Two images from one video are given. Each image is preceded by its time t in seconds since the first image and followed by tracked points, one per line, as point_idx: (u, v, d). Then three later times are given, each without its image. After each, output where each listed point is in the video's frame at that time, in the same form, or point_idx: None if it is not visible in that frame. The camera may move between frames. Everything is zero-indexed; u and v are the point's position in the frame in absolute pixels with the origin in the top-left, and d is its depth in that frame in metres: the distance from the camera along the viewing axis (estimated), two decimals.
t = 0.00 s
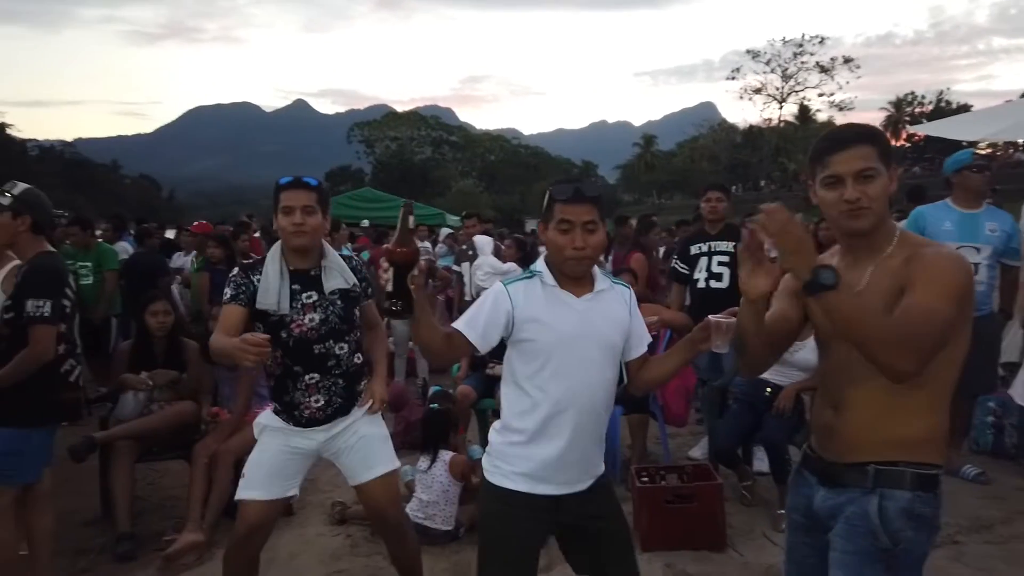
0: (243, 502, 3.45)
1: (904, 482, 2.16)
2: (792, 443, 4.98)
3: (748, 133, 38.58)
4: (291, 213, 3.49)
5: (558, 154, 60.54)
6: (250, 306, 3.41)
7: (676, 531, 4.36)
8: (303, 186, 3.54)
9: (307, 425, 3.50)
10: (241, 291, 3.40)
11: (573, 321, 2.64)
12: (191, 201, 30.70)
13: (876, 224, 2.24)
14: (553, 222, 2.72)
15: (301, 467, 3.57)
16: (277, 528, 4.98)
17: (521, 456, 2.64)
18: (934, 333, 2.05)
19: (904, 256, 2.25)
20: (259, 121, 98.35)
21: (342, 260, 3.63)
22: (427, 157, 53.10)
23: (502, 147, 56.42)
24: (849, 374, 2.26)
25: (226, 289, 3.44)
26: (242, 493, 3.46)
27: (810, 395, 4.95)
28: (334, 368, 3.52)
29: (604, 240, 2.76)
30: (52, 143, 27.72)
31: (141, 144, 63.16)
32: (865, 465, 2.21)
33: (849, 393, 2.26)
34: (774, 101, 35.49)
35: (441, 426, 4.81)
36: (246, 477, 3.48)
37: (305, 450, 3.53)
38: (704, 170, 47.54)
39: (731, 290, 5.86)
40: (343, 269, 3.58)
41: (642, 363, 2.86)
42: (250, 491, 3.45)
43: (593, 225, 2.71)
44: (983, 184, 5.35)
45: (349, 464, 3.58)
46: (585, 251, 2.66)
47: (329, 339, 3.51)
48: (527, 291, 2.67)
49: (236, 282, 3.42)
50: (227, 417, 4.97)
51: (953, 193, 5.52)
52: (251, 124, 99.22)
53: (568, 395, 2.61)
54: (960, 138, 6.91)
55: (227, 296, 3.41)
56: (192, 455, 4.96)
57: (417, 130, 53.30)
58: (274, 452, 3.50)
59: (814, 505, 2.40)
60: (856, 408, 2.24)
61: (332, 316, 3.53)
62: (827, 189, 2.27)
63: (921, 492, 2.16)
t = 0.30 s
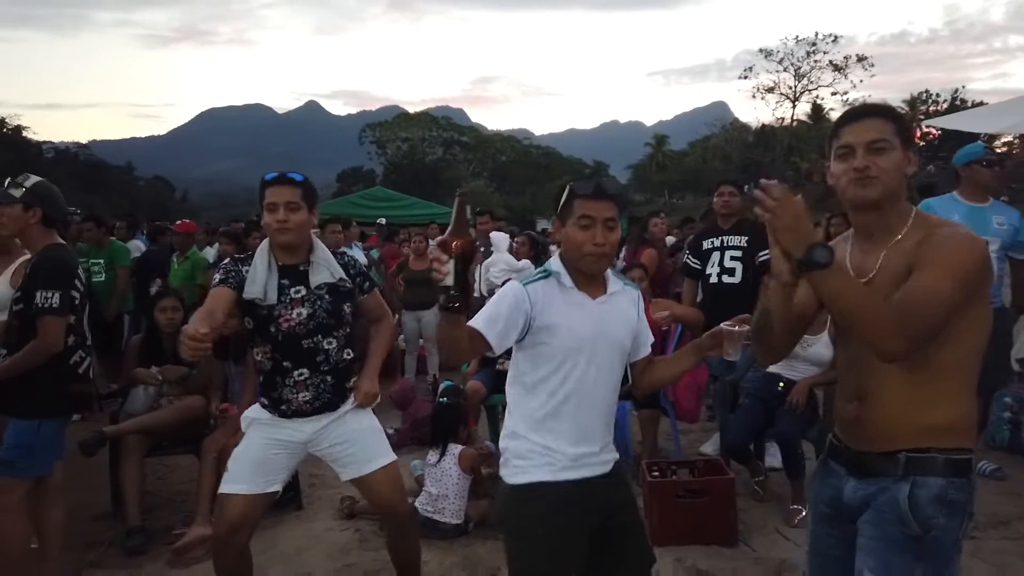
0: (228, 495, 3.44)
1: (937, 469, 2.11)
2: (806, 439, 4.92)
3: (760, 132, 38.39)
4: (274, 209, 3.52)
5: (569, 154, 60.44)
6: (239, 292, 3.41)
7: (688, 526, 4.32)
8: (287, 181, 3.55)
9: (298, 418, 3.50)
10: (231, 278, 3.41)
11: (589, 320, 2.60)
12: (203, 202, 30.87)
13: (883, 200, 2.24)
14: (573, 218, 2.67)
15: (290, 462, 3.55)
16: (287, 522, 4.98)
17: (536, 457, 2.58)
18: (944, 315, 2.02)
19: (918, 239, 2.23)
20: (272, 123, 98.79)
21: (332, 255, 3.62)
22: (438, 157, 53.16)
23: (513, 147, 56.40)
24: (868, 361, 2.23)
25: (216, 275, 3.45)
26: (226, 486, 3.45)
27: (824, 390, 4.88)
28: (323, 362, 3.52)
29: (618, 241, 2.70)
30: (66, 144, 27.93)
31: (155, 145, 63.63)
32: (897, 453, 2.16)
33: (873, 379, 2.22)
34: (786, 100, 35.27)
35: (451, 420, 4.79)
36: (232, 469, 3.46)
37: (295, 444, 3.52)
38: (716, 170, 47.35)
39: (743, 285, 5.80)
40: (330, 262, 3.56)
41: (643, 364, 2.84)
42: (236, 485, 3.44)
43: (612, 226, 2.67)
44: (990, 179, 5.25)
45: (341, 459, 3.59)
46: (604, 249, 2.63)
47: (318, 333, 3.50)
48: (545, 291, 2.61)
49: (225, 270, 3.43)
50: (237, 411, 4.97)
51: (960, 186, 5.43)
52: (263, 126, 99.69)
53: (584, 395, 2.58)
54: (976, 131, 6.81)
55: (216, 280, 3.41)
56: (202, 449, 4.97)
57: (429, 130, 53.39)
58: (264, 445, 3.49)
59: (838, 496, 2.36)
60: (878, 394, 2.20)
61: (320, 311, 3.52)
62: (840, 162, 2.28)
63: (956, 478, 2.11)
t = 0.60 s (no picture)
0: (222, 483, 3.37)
1: (944, 453, 2.05)
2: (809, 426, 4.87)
3: (764, 123, 38.22)
4: (271, 184, 3.47)
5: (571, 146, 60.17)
6: (240, 274, 3.38)
7: (690, 512, 4.28)
8: (283, 155, 3.50)
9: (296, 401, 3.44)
10: (233, 260, 3.39)
11: (610, 285, 2.55)
12: (205, 192, 30.83)
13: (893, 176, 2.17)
14: (596, 173, 2.59)
15: (286, 448, 3.49)
16: (286, 507, 4.94)
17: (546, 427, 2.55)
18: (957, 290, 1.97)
19: (940, 213, 2.15)
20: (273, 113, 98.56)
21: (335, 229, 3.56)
22: (440, 148, 53.03)
23: (516, 138, 56.23)
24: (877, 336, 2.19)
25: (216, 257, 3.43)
26: (221, 474, 3.38)
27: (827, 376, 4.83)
28: (330, 344, 3.49)
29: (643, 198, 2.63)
30: (67, 135, 27.86)
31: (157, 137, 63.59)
32: (903, 435, 2.11)
33: (883, 355, 2.18)
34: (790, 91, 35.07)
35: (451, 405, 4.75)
36: (226, 456, 3.40)
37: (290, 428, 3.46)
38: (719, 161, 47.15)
39: (748, 271, 5.75)
40: (332, 237, 3.49)
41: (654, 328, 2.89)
42: (231, 474, 3.37)
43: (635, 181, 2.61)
44: (982, 162, 5.15)
45: (338, 442, 3.51)
46: (631, 206, 2.58)
47: (325, 313, 3.47)
48: (568, 249, 2.53)
49: (226, 252, 3.41)
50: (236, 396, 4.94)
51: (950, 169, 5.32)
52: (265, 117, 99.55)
53: (601, 362, 2.55)
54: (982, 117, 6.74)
55: (217, 263, 3.40)
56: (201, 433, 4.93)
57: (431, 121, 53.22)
58: (258, 430, 3.43)
59: (845, 478, 2.31)
60: (887, 371, 2.16)
61: (326, 287, 3.49)
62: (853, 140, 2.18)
63: (964, 462, 2.05)
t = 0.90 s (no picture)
0: (204, 457, 3.36)
1: (917, 445, 1.93)
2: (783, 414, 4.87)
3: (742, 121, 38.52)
4: (255, 150, 3.38)
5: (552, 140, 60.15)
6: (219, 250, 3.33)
7: (663, 499, 4.27)
8: (271, 124, 3.43)
9: (281, 373, 3.38)
10: (212, 237, 3.34)
11: (590, 268, 2.52)
12: (180, 179, 30.41)
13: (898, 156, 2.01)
14: (590, 167, 2.52)
15: (268, 423, 3.42)
16: (256, 494, 4.86)
17: (547, 420, 2.43)
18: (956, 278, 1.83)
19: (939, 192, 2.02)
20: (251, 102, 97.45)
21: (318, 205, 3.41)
22: (420, 139, 52.78)
23: (495, 131, 56.15)
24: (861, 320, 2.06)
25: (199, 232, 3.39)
26: (203, 448, 3.37)
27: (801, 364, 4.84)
28: (308, 322, 3.40)
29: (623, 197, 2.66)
30: (39, 119, 27.33)
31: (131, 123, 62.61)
32: (875, 424, 1.99)
33: (861, 339, 2.07)
34: (769, 88, 35.33)
35: (424, 390, 4.70)
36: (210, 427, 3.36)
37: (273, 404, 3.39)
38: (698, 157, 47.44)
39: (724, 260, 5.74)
40: (308, 214, 3.34)
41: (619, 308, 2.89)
42: (213, 447, 3.35)
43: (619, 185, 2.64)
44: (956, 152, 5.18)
45: (318, 423, 3.43)
46: (613, 208, 2.56)
47: (301, 293, 3.36)
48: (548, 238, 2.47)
49: (207, 229, 3.36)
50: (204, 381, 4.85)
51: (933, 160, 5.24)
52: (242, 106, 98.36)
53: (592, 349, 2.49)
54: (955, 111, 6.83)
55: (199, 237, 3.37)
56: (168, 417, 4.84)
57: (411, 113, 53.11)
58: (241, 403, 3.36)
59: (817, 465, 2.18)
60: (867, 355, 2.04)
61: (302, 267, 3.37)
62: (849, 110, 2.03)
63: (939, 455, 1.93)
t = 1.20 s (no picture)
0: (167, 451, 3.23)
1: (915, 430, 1.80)
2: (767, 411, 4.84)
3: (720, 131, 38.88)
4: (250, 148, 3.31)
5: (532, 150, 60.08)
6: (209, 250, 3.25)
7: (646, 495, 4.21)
8: (267, 121, 3.35)
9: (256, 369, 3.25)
10: (198, 237, 3.28)
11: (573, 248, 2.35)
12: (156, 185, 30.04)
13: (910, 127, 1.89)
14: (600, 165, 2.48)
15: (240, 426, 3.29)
16: (229, 494, 4.73)
17: (513, 410, 2.29)
18: (963, 260, 1.69)
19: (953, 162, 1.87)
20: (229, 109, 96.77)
21: (310, 206, 3.35)
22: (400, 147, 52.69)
23: (476, 140, 56.21)
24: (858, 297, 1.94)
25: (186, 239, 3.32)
26: (166, 442, 3.23)
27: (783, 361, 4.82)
28: (288, 325, 3.28)
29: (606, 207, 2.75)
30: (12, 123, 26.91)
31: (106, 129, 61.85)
32: (871, 408, 1.87)
33: (858, 318, 1.94)
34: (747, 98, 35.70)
35: (403, 387, 4.61)
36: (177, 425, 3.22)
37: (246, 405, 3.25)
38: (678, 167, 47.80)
39: (705, 258, 5.72)
40: (299, 213, 3.29)
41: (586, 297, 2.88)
42: (176, 442, 3.21)
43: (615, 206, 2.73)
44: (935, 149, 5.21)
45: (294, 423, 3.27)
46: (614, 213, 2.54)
47: (284, 293, 3.27)
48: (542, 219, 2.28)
49: (193, 230, 3.29)
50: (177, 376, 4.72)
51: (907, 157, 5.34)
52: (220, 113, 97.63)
53: (564, 334, 2.36)
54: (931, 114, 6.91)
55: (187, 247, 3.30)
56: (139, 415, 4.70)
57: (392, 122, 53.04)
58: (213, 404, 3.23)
59: (809, 449, 2.06)
60: (862, 333, 1.92)
61: (288, 268, 3.29)
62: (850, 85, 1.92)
63: (937, 441, 1.80)
